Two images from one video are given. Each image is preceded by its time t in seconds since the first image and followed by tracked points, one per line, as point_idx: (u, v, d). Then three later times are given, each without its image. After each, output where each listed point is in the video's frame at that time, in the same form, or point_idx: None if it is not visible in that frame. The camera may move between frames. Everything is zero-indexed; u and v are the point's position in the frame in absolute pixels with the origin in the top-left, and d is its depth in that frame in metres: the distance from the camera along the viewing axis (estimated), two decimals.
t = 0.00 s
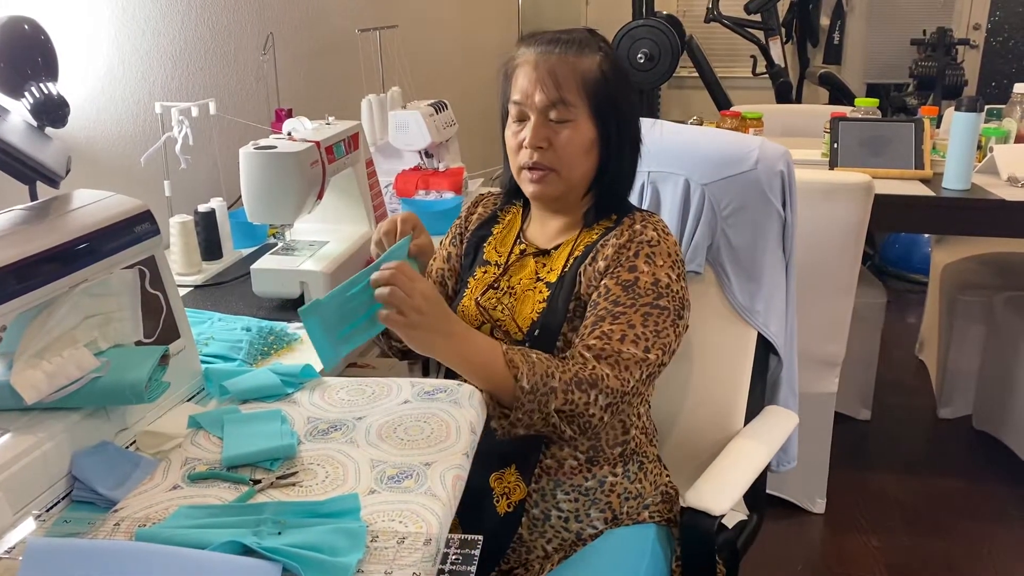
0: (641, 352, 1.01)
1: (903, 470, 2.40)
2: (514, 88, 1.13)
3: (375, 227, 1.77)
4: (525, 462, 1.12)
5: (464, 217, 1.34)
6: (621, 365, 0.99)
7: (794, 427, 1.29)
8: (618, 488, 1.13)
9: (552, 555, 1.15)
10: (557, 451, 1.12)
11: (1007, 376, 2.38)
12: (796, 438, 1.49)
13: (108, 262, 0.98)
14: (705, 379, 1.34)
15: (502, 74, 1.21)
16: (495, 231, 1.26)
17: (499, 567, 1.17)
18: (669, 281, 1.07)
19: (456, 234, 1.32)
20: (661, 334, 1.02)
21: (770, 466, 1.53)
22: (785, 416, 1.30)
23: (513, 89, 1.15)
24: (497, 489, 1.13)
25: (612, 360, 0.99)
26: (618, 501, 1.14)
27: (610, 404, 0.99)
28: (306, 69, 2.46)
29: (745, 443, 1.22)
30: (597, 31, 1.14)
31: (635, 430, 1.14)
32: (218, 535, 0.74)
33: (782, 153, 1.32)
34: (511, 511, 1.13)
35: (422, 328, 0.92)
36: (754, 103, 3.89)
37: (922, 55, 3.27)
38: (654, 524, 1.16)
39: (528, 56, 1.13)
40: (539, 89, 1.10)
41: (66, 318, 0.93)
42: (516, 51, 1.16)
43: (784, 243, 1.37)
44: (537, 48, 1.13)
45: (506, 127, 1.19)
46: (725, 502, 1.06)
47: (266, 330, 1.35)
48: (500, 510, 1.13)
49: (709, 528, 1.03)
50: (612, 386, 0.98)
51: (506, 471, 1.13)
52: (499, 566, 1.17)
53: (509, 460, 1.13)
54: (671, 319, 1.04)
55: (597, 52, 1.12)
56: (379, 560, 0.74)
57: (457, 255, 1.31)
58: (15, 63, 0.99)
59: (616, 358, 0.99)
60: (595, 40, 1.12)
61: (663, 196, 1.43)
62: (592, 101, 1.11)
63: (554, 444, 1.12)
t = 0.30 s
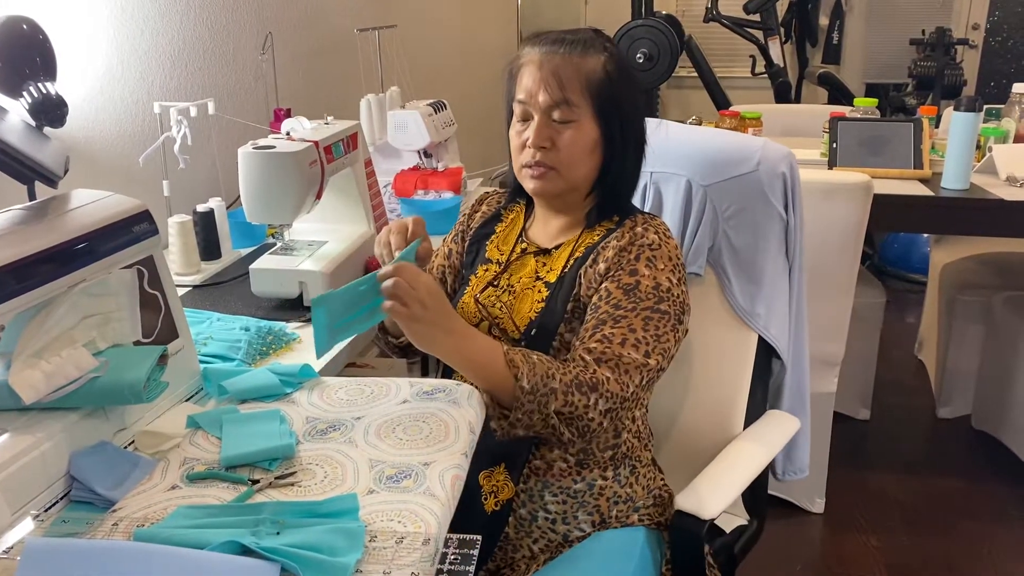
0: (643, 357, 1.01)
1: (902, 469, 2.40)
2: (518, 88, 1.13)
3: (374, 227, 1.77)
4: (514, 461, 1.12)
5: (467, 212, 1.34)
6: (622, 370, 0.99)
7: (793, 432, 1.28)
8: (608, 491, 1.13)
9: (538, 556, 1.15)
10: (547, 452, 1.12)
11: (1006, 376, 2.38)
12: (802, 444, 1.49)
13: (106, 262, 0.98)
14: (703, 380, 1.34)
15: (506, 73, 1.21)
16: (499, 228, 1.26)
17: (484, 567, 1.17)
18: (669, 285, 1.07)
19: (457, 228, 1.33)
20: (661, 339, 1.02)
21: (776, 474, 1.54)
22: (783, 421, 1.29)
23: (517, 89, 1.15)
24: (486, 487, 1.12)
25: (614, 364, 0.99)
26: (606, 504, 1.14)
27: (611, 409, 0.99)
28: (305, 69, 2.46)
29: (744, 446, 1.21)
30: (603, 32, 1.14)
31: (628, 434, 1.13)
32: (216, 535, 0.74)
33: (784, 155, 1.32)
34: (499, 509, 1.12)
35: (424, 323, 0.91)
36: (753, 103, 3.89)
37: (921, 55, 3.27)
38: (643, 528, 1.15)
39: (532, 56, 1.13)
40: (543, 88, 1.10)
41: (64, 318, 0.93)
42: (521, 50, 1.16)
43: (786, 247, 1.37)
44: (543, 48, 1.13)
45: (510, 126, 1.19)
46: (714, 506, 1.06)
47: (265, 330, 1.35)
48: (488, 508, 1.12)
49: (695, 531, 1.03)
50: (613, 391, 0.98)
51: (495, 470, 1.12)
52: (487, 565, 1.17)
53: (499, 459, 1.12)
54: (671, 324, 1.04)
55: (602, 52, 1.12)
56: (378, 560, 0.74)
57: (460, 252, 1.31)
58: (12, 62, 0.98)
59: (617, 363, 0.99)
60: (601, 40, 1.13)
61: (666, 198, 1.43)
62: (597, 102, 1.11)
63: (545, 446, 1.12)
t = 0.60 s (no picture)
0: (646, 354, 1.00)
1: (901, 469, 2.40)
2: (515, 89, 1.14)
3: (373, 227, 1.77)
4: (516, 461, 1.12)
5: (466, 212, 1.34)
6: (625, 368, 0.99)
7: (793, 433, 1.28)
8: (608, 491, 1.14)
9: (538, 556, 1.15)
10: (547, 452, 1.12)
11: (1006, 376, 2.38)
12: (802, 446, 1.49)
13: (105, 262, 0.97)
14: (703, 379, 1.34)
15: (503, 74, 1.22)
16: (498, 228, 1.26)
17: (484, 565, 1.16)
18: (669, 282, 1.07)
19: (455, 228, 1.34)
20: (663, 335, 1.02)
21: (776, 477, 1.54)
22: (783, 421, 1.29)
23: (514, 89, 1.15)
24: (486, 487, 1.12)
25: (616, 361, 0.99)
26: (606, 504, 1.14)
27: (614, 407, 0.98)
28: (304, 69, 2.46)
29: (743, 446, 1.21)
30: (598, 30, 1.14)
31: (626, 433, 1.13)
32: (215, 535, 0.74)
33: (785, 155, 1.31)
34: (500, 509, 1.12)
35: (427, 320, 0.93)
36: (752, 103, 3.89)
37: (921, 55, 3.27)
38: (643, 527, 1.16)
39: (527, 57, 1.13)
40: (539, 89, 1.10)
41: (63, 318, 0.93)
42: (518, 50, 1.16)
43: (787, 246, 1.36)
44: (539, 48, 1.13)
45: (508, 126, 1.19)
46: (713, 506, 1.06)
47: (265, 330, 1.35)
48: (489, 508, 1.12)
49: (696, 531, 1.04)
50: (617, 388, 0.98)
51: (496, 470, 1.12)
52: (486, 562, 1.16)
53: (499, 458, 1.12)
54: (673, 320, 1.04)
55: (597, 51, 1.11)
56: (378, 560, 0.74)
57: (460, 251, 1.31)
58: (11, 62, 0.98)
59: (619, 360, 0.99)
60: (595, 39, 1.12)
61: (666, 197, 1.43)
62: (593, 101, 1.11)
63: (545, 446, 1.13)
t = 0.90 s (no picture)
0: (654, 348, 1.00)
1: (901, 469, 2.40)
2: (511, 89, 1.14)
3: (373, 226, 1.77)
4: (519, 459, 1.11)
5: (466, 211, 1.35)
6: (634, 361, 0.98)
7: (793, 433, 1.28)
8: (610, 489, 1.14)
9: (541, 555, 1.15)
10: (550, 450, 1.12)
11: (1006, 376, 2.38)
12: (801, 444, 1.49)
13: (105, 262, 0.97)
14: (704, 379, 1.34)
15: (501, 73, 1.22)
16: (499, 228, 1.26)
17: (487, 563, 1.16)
18: (673, 277, 1.07)
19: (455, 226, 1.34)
20: (669, 330, 1.02)
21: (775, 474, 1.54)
22: (784, 421, 1.29)
23: (510, 88, 1.15)
24: (488, 485, 1.12)
25: (625, 352, 0.98)
26: (609, 502, 1.14)
27: (624, 399, 0.97)
28: (303, 68, 2.46)
29: (743, 445, 1.21)
30: (593, 29, 1.14)
31: (628, 432, 1.14)
32: (214, 535, 0.74)
33: (785, 155, 1.31)
34: (503, 507, 1.12)
35: (439, 300, 0.91)
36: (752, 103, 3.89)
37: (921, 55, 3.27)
38: (644, 526, 1.16)
39: (523, 56, 1.13)
40: (534, 88, 1.10)
41: (63, 318, 0.93)
42: (514, 49, 1.16)
43: (787, 246, 1.36)
44: (534, 47, 1.13)
45: (505, 126, 1.19)
46: (714, 505, 1.06)
47: (265, 330, 1.35)
48: (492, 505, 1.12)
49: (697, 531, 1.03)
50: (626, 380, 0.97)
51: (498, 468, 1.12)
52: (488, 561, 1.16)
53: (500, 457, 1.12)
54: (677, 315, 1.04)
55: (592, 49, 1.11)
56: (378, 560, 0.74)
57: (460, 250, 1.31)
58: (11, 62, 0.98)
59: (628, 353, 0.98)
60: (591, 37, 1.12)
61: (665, 196, 1.42)
62: (588, 100, 1.11)
63: (548, 443, 1.12)
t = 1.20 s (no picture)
0: (654, 344, 1.00)
1: (901, 469, 2.40)
2: (510, 91, 1.14)
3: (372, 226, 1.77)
4: (520, 458, 1.11)
5: (467, 210, 1.35)
6: (635, 355, 0.98)
7: (794, 433, 1.28)
8: (611, 489, 1.13)
9: (541, 554, 1.15)
10: (551, 449, 1.12)
11: (1006, 376, 2.38)
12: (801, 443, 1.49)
13: (105, 263, 0.97)
14: (705, 378, 1.34)
15: (501, 74, 1.22)
16: (500, 228, 1.26)
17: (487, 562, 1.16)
18: (673, 274, 1.07)
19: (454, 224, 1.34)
20: (668, 327, 1.02)
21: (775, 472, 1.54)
22: (783, 421, 1.29)
23: (509, 90, 1.15)
24: (490, 484, 1.12)
25: (625, 347, 0.98)
26: (609, 502, 1.14)
27: (624, 393, 0.97)
28: (303, 68, 2.46)
29: (743, 445, 1.21)
30: (591, 29, 1.14)
31: (629, 431, 1.14)
32: (214, 536, 0.74)
33: (785, 155, 1.31)
34: (503, 506, 1.12)
35: (440, 288, 0.89)
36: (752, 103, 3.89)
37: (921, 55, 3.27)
38: (645, 526, 1.16)
39: (522, 58, 1.13)
40: (533, 89, 1.10)
41: (63, 319, 0.93)
42: (513, 50, 1.16)
43: (787, 246, 1.37)
44: (533, 48, 1.13)
45: (505, 127, 1.19)
46: (714, 505, 1.06)
47: (264, 330, 1.35)
48: (493, 504, 1.12)
49: (697, 531, 1.03)
50: (626, 373, 0.97)
51: (499, 467, 1.12)
52: (489, 560, 1.16)
53: (501, 455, 1.12)
54: (676, 312, 1.04)
55: (590, 50, 1.11)
56: (378, 560, 0.74)
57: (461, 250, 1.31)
58: (11, 62, 0.98)
59: (628, 348, 0.98)
60: (589, 38, 1.12)
61: (665, 196, 1.42)
62: (587, 101, 1.10)
63: (549, 441, 1.12)
